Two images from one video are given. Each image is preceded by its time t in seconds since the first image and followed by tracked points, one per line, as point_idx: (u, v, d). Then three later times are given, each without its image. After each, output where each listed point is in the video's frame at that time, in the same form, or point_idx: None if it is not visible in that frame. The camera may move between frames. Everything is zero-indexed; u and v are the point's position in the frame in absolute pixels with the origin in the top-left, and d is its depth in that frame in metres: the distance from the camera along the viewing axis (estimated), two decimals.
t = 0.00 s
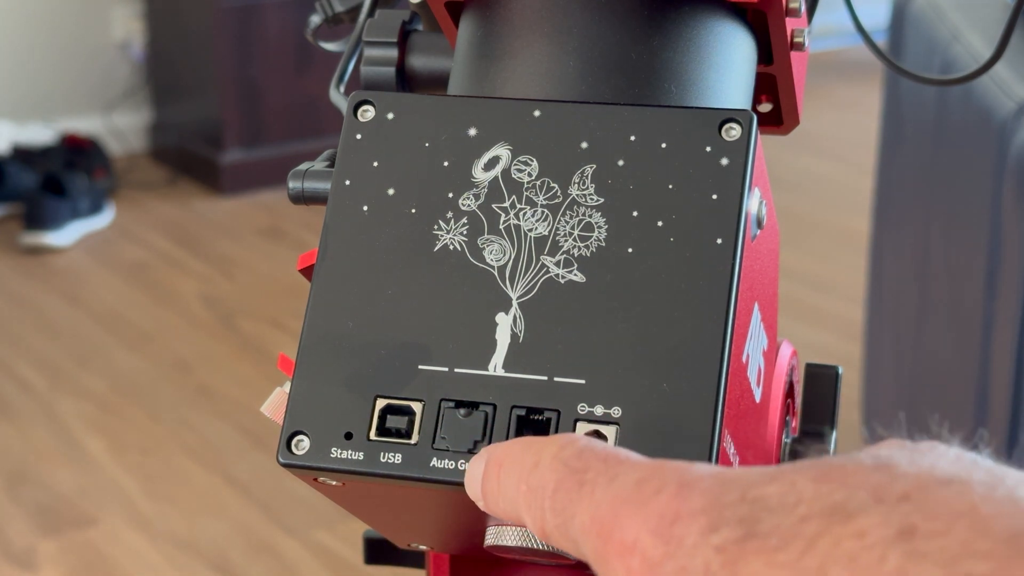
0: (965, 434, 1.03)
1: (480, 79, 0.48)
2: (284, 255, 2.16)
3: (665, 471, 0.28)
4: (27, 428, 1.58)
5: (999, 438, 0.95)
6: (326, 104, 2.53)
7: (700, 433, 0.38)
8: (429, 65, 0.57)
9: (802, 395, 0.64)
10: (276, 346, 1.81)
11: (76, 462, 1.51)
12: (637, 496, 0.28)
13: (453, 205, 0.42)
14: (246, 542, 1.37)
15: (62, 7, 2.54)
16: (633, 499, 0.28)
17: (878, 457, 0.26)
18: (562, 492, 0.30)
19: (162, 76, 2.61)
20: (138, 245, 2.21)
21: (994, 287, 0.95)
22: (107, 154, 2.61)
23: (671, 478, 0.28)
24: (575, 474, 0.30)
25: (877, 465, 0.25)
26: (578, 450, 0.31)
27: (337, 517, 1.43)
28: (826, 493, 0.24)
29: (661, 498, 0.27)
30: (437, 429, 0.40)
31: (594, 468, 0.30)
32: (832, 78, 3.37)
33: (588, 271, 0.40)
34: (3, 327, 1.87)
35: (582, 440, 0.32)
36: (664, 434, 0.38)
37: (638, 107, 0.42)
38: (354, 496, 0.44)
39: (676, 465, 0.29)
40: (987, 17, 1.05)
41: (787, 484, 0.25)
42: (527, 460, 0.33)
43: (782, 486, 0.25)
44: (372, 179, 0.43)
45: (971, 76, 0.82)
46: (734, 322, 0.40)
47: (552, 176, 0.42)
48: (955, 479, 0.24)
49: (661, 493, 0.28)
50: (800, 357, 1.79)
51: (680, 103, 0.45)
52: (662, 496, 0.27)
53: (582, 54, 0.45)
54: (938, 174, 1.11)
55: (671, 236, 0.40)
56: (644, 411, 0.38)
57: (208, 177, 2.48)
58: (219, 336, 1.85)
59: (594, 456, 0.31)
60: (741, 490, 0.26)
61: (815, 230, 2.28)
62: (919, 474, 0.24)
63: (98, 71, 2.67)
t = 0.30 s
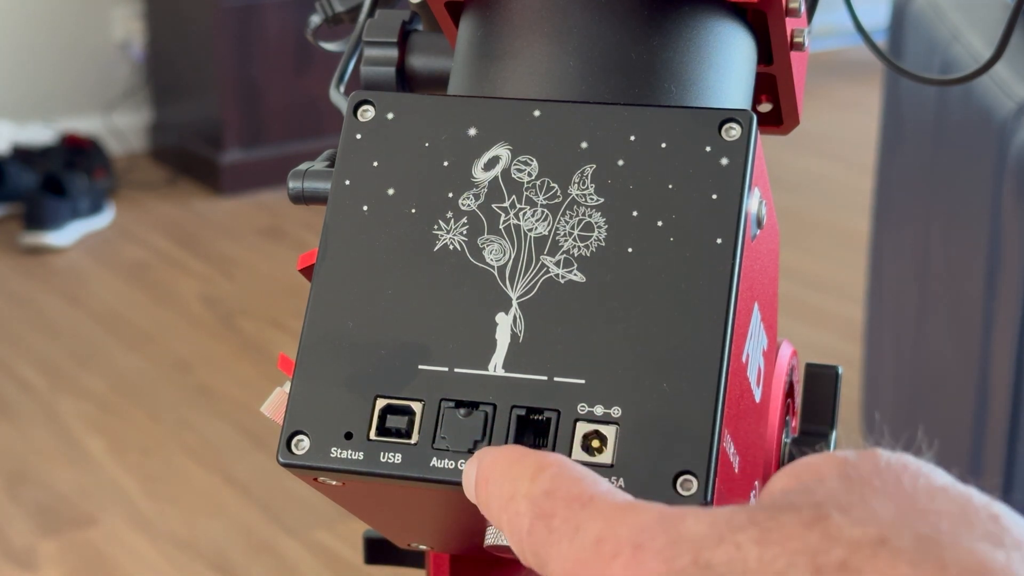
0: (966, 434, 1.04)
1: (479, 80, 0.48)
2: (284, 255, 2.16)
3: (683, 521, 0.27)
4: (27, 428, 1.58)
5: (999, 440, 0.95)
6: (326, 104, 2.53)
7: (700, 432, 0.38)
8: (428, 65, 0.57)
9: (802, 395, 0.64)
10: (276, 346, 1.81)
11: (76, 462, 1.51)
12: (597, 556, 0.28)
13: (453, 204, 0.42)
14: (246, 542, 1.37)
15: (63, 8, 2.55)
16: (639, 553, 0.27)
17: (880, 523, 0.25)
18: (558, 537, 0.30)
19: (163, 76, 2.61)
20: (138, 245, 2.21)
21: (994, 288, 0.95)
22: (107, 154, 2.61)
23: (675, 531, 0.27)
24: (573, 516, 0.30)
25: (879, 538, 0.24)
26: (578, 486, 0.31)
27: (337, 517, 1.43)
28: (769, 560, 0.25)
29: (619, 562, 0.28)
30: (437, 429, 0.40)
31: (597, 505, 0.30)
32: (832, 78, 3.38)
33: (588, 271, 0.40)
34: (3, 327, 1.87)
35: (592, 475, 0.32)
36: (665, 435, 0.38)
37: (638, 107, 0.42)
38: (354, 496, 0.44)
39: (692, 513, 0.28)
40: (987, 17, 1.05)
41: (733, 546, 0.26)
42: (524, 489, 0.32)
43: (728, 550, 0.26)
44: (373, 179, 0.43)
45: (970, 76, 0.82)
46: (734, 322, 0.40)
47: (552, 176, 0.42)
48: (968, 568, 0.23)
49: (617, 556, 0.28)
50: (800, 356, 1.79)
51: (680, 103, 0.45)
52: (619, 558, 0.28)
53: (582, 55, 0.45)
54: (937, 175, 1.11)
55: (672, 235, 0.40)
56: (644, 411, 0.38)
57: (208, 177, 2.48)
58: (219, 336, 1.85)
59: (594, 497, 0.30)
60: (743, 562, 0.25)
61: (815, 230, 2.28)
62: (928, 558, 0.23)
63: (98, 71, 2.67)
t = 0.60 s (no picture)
0: (966, 434, 1.04)
1: (480, 79, 0.48)
2: (284, 255, 2.16)
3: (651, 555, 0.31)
4: (27, 428, 1.58)
5: (999, 439, 0.95)
6: (326, 104, 2.53)
7: (701, 433, 0.38)
8: (428, 65, 0.57)
9: (803, 395, 0.64)
10: (276, 346, 1.81)
11: (76, 462, 1.51)
12: None
13: (453, 204, 0.42)
14: (247, 542, 1.37)
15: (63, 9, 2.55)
16: None
17: (828, 555, 0.27)
18: None
19: (163, 76, 2.61)
20: (138, 245, 2.21)
21: (994, 288, 0.95)
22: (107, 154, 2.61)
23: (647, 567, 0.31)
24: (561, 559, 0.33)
25: None
26: (557, 518, 0.34)
27: (337, 517, 1.43)
28: None
29: None
30: (437, 429, 0.40)
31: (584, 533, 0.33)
32: (832, 78, 3.38)
33: (588, 271, 0.40)
34: (3, 327, 1.87)
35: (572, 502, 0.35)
36: (665, 435, 0.38)
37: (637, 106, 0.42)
38: (354, 496, 0.44)
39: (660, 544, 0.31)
40: (987, 17, 1.05)
41: None
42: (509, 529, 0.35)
43: None
44: (373, 179, 0.43)
45: (970, 76, 0.82)
46: (734, 322, 0.40)
47: (552, 176, 0.42)
48: None
49: None
50: (800, 356, 1.79)
51: (680, 103, 0.45)
52: None
53: (582, 55, 0.45)
54: (937, 175, 1.11)
55: (672, 236, 0.40)
56: (644, 411, 0.38)
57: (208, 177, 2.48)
58: (218, 336, 1.85)
59: (574, 530, 0.34)
60: None
61: (815, 230, 2.28)
62: None
63: (99, 71, 2.67)
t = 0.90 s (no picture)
0: (966, 434, 1.04)
1: (480, 80, 0.48)
2: (284, 255, 2.16)
3: (640, 551, 0.30)
4: (27, 428, 1.58)
5: (999, 439, 0.95)
6: (326, 104, 2.53)
7: (701, 433, 0.38)
8: (428, 65, 0.57)
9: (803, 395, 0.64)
10: (276, 346, 1.81)
11: (76, 462, 1.52)
12: None
13: (453, 205, 0.42)
14: (247, 542, 1.37)
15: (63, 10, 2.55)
16: None
17: (816, 556, 0.25)
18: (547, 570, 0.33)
19: (163, 76, 2.61)
20: (138, 245, 2.21)
21: (994, 288, 0.95)
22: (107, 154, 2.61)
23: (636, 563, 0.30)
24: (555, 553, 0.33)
25: None
26: (553, 518, 0.34)
27: (337, 517, 1.43)
28: None
29: None
30: (437, 429, 0.40)
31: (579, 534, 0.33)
32: (832, 78, 3.38)
33: (588, 272, 0.40)
34: (4, 327, 1.87)
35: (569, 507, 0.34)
36: (665, 436, 0.38)
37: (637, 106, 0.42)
38: (354, 496, 0.44)
39: (649, 542, 0.31)
40: (987, 17, 1.05)
41: None
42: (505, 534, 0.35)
43: None
44: (373, 179, 0.43)
45: (971, 76, 0.82)
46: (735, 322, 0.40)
47: (552, 176, 0.42)
48: None
49: None
50: (800, 356, 1.79)
51: (680, 103, 0.45)
52: None
53: (582, 55, 0.45)
54: (937, 174, 1.11)
55: (671, 235, 0.40)
56: (645, 411, 0.38)
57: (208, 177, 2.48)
58: (218, 336, 1.85)
59: (570, 530, 0.33)
60: None
61: (815, 230, 2.28)
62: None
63: (98, 71, 2.67)
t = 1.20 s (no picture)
0: (966, 434, 1.04)
1: (480, 79, 0.48)
2: (283, 255, 2.16)
3: (619, 501, 0.25)
4: (27, 428, 1.58)
5: (999, 439, 0.95)
6: (326, 104, 2.53)
7: (700, 433, 0.38)
8: (428, 65, 0.57)
9: (802, 395, 0.64)
10: (276, 346, 1.81)
11: (75, 462, 1.51)
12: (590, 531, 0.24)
13: (453, 205, 0.42)
14: (246, 542, 1.37)
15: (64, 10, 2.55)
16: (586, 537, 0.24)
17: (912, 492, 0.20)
18: (552, 518, 0.26)
19: (163, 76, 2.61)
20: (138, 245, 2.21)
21: (994, 288, 0.95)
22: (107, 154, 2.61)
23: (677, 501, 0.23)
24: (568, 499, 0.27)
25: (835, 495, 0.21)
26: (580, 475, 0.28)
27: (337, 517, 1.43)
28: (786, 532, 0.20)
29: (614, 534, 0.24)
30: (437, 429, 0.40)
31: (553, 494, 0.27)
32: (833, 78, 3.38)
33: (588, 272, 0.40)
34: (4, 327, 1.87)
35: (549, 458, 0.30)
36: (666, 435, 0.38)
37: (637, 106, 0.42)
38: (353, 496, 0.44)
39: (631, 492, 0.25)
40: (987, 17, 1.05)
41: (745, 520, 0.21)
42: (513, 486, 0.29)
43: (740, 522, 0.21)
44: (373, 179, 0.43)
45: (971, 76, 0.82)
46: (734, 322, 0.40)
47: (552, 177, 0.42)
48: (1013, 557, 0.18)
49: (615, 527, 0.24)
50: (800, 356, 1.79)
51: (680, 104, 0.45)
52: (615, 531, 0.24)
53: (582, 55, 0.45)
54: (938, 174, 1.11)
55: (672, 235, 0.40)
56: (644, 411, 0.38)
57: (208, 177, 2.48)
58: (218, 335, 1.85)
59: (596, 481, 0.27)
60: (755, 535, 0.21)
61: (815, 230, 2.28)
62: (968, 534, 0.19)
63: (98, 70, 2.67)
